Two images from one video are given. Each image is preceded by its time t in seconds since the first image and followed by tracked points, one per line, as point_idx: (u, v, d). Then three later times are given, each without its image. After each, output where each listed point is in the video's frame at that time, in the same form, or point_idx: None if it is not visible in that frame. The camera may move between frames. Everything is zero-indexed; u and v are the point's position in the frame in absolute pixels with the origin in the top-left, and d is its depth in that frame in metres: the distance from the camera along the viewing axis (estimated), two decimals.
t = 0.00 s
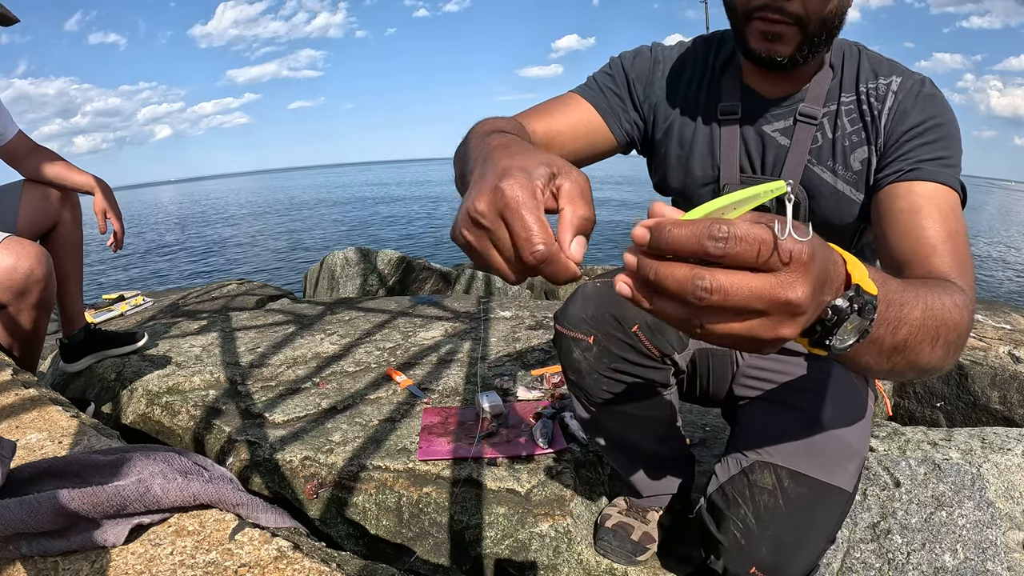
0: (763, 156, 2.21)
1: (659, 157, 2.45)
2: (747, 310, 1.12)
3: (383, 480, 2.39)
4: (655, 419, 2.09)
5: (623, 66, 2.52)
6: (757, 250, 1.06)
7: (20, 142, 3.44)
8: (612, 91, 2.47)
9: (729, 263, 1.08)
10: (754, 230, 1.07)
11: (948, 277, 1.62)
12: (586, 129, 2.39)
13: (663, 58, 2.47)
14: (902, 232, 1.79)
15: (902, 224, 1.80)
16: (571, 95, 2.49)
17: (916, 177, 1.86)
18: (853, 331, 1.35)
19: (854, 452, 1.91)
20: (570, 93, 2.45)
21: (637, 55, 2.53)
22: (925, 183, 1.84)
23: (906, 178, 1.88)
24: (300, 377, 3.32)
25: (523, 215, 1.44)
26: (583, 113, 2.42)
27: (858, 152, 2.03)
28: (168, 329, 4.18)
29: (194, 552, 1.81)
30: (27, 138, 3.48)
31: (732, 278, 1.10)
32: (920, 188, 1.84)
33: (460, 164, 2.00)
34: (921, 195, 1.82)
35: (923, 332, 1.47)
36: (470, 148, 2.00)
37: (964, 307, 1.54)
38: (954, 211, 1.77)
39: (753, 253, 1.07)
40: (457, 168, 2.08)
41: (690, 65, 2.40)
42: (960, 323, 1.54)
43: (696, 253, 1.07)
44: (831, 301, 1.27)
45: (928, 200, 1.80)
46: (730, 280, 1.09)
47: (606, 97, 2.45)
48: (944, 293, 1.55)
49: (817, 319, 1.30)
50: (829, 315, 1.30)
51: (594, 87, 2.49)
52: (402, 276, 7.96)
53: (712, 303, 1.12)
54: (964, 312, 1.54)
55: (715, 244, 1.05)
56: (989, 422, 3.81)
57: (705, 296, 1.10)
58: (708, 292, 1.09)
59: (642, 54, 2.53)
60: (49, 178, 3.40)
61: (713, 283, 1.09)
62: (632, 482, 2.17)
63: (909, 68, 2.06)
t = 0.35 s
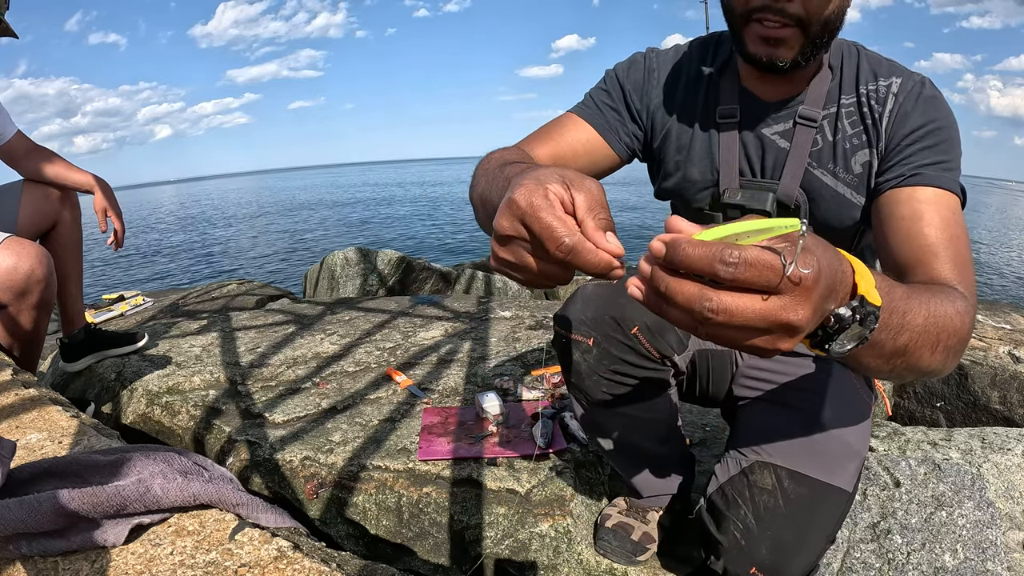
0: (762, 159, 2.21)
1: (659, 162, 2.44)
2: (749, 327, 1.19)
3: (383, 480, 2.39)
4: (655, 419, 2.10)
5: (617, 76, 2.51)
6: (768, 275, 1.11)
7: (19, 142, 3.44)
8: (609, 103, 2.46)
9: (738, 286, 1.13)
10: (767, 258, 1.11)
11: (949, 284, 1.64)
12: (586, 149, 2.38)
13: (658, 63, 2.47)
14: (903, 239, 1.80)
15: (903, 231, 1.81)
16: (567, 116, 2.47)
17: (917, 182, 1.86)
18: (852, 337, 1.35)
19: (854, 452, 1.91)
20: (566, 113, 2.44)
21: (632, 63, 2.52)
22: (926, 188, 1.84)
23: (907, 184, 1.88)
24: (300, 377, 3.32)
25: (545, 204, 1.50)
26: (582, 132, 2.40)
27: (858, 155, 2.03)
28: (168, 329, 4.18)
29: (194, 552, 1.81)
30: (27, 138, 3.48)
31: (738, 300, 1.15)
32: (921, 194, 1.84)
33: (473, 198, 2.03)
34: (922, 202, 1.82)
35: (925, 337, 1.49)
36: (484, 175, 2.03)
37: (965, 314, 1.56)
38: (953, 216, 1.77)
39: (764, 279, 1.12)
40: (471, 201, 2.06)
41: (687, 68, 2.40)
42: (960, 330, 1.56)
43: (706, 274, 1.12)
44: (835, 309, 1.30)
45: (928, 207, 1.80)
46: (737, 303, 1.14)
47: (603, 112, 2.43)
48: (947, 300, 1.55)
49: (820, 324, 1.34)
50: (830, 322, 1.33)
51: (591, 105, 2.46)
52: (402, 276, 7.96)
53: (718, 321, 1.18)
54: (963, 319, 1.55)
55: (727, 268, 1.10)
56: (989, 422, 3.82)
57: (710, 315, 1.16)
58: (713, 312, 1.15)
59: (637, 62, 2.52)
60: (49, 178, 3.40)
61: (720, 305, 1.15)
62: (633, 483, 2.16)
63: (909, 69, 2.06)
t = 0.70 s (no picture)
0: (762, 160, 2.20)
1: (659, 163, 2.44)
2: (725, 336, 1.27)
3: (383, 479, 2.39)
4: (655, 420, 2.10)
5: (617, 79, 2.50)
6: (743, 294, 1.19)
7: (19, 142, 3.44)
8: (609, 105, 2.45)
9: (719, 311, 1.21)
10: (739, 275, 1.19)
11: (945, 286, 1.64)
12: (588, 155, 2.37)
13: (657, 65, 2.46)
14: (903, 244, 1.80)
15: (903, 235, 1.81)
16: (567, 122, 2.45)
17: (917, 186, 1.86)
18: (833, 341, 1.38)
19: (854, 452, 1.91)
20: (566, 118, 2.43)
21: (631, 65, 2.52)
22: (926, 192, 1.83)
23: (907, 187, 1.88)
24: (300, 377, 3.32)
25: (566, 188, 1.52)
26: (583, 137, 2.39)
27: (858, 156, 2.03)
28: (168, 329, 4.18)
29: (194, 552, 1.81)
30: (27, 137, 3.48)
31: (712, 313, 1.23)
32: (922, 197, 1.83)
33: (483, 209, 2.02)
34: (922, 206, 1.82)
35: (915, 338, 1.50)
36: (492, 180, 2.01)
37: (958, 315, 1.56)
38: (954, 219, 1.77)
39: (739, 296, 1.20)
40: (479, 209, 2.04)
41: (686, 68, 2.40)
42: (954, 331, 1.56)
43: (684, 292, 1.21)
44: (813, 314, 1.33)
45: (928, 210, 1.80)
46: (713, 318, 1.23)
47: (603, 115, 2.42)
48: (939, 302, 1.56)
49: (800, 329, 1.37)
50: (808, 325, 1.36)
51: (590, 110, 2.45)
52: (402, 276, 7.96)
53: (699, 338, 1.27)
54: (957, 323, 1.56)
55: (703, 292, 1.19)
56: (989, 422, 3.82)
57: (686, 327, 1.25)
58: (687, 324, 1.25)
59: (636, 64, 2.52)
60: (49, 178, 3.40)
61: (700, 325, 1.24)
62: (632, 483, 2.16)
63: (909, 69, 2.06)
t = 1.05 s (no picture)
0: (762, 161, 2.20)
1: (659, 165, 2.44)
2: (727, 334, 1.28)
3: (383, 479, 2.39)
4: (657, 419, 2.09)
5: (618, 80, 2.50)
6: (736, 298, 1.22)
7: (20, 142, 3.44)
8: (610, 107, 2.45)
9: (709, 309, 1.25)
10: (739, 276, 1.20)
11: (944, 286, 1.66)
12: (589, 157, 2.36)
13: (658, 67, 2.46)
14: (902, 245, 1.81)
15: (902, 237, 1.82)
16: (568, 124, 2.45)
17: (916, 187, 1.86)
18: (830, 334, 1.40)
19: (854, 451, 1.91)
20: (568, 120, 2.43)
21: (631, 66, 2.52)
22: (925, 193, 1.84)
23: (906, 189, 1.88)
24: (300, 377, 3.32)
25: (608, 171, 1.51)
26: (585, 139, 2.38)
27: (858, 157, 2.03)
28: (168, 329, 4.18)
29: (194, 552, 1.81)
30: (27, 137, 3.48)
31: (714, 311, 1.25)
32: (921, 198, 1.84)
33: (488, 208, 2.02)
34: (922, 207, 1.82)
35: (914, 337, 1.52)
36: (502, 179, 2.03)
37: (958, 314, 1.58)
38: (953, 221, 1.78)
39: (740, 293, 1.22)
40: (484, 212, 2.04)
41: (686, 70, 2.40)
42: (954, 330, 1.58)
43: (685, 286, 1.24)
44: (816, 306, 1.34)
45: (927, 212, 1.80)
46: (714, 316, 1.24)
47: (604, 117, 2.42)
48: (939, 301, 1.58)
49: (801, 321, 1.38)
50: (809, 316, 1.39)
51: (591, 113, 2.44)
52: (402, 276, 7.96)
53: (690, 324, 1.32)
54: (956, 321, 1.58)
55: (698, 293, 1.21)
56: (989, 422, 3.82)
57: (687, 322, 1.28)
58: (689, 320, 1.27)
59: (636, 65, 2.52)
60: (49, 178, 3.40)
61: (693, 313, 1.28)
62: (632, 482, 2.15)
63: (909, 70, 2.06)
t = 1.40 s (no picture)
0: (762, 163, 2.21)
1: (660, 168, 2.43)
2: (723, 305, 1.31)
3: (383, 479, 2.39)
4: (658, 420, 2.09)
5: (616, 85, 2.50)
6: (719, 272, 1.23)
7: (20, 142, 3.44)
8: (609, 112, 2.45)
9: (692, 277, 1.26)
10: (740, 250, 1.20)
11: (944, 286, 1.66)
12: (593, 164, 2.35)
13: (658, 70, 2.46)
14: (901, 246, 1.81)
15: (902, 238, 1.82)
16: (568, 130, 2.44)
17: (916, 188, 1.86)
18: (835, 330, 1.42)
19: (854, 451, 1.91)
20: (568, 128, 2.42)
21: (630, 71, 2.52)
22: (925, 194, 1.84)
23: (907, 190, 1.88)
24: (300, 377, 3.32)
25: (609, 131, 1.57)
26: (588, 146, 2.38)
27: (858, 159, 2.03)
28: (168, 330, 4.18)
29: (194, 552, 1.81)
30: (27, 138, 3.47)
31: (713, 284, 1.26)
32: (922, 200, 1.84)
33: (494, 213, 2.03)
34: (922, 209, 1.82)
35: (919, 335, 1.53)
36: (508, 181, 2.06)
37: (960, 316, 1.59)
38: (953, 223, 1.77)
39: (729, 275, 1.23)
40: (490, 223, 2.05)
41: (685, 73, 2.40)
42: (955, 331, 1.59)
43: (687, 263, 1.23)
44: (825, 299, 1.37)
45: (927, 213, 1.80)
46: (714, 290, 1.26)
47: (603, 123, 2.42)
48: (943, 300, 1.59)
49: (808, 310, 1.40)
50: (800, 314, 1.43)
51: (591, 121, 2.43)
52: (402, 276, 7.96)
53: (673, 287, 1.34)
54: (957, 322, 1.59)
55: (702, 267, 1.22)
56: (989, 422, 3.82)
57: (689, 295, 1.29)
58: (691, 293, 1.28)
59: (634, 69, 2.52)
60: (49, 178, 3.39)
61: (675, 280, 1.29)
62: (633, 483, 2.15)
63: (908, 71, 2.05)
